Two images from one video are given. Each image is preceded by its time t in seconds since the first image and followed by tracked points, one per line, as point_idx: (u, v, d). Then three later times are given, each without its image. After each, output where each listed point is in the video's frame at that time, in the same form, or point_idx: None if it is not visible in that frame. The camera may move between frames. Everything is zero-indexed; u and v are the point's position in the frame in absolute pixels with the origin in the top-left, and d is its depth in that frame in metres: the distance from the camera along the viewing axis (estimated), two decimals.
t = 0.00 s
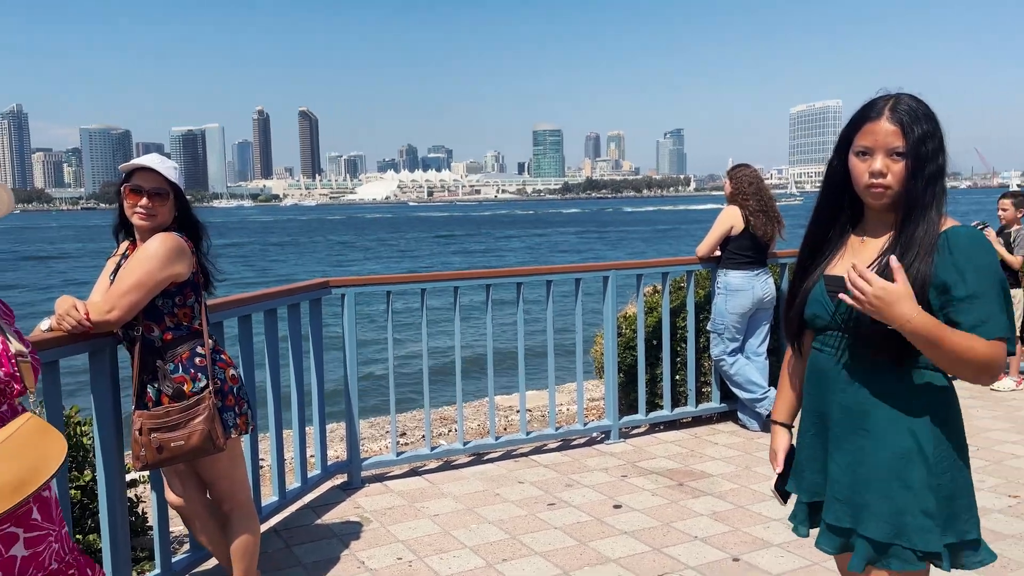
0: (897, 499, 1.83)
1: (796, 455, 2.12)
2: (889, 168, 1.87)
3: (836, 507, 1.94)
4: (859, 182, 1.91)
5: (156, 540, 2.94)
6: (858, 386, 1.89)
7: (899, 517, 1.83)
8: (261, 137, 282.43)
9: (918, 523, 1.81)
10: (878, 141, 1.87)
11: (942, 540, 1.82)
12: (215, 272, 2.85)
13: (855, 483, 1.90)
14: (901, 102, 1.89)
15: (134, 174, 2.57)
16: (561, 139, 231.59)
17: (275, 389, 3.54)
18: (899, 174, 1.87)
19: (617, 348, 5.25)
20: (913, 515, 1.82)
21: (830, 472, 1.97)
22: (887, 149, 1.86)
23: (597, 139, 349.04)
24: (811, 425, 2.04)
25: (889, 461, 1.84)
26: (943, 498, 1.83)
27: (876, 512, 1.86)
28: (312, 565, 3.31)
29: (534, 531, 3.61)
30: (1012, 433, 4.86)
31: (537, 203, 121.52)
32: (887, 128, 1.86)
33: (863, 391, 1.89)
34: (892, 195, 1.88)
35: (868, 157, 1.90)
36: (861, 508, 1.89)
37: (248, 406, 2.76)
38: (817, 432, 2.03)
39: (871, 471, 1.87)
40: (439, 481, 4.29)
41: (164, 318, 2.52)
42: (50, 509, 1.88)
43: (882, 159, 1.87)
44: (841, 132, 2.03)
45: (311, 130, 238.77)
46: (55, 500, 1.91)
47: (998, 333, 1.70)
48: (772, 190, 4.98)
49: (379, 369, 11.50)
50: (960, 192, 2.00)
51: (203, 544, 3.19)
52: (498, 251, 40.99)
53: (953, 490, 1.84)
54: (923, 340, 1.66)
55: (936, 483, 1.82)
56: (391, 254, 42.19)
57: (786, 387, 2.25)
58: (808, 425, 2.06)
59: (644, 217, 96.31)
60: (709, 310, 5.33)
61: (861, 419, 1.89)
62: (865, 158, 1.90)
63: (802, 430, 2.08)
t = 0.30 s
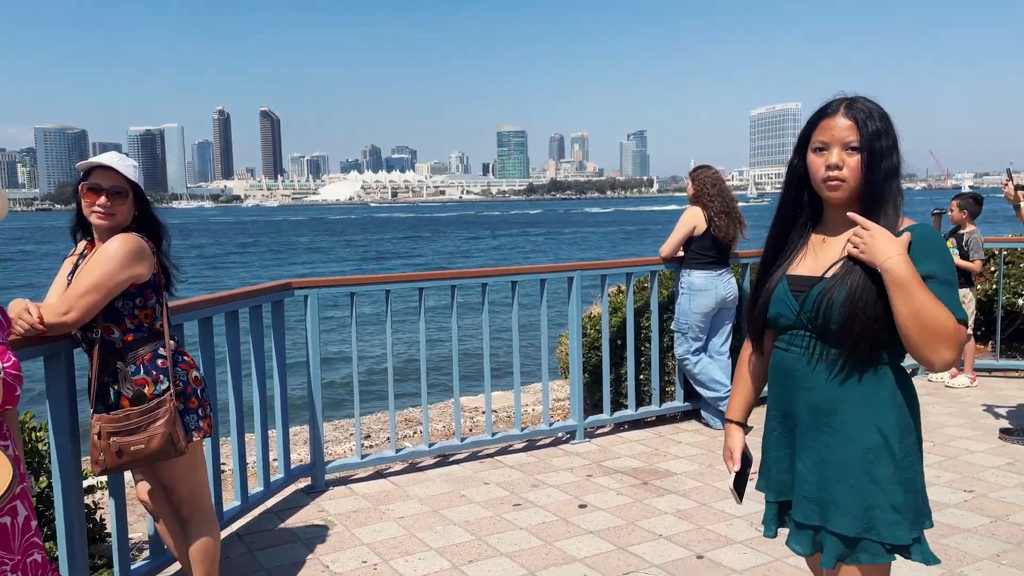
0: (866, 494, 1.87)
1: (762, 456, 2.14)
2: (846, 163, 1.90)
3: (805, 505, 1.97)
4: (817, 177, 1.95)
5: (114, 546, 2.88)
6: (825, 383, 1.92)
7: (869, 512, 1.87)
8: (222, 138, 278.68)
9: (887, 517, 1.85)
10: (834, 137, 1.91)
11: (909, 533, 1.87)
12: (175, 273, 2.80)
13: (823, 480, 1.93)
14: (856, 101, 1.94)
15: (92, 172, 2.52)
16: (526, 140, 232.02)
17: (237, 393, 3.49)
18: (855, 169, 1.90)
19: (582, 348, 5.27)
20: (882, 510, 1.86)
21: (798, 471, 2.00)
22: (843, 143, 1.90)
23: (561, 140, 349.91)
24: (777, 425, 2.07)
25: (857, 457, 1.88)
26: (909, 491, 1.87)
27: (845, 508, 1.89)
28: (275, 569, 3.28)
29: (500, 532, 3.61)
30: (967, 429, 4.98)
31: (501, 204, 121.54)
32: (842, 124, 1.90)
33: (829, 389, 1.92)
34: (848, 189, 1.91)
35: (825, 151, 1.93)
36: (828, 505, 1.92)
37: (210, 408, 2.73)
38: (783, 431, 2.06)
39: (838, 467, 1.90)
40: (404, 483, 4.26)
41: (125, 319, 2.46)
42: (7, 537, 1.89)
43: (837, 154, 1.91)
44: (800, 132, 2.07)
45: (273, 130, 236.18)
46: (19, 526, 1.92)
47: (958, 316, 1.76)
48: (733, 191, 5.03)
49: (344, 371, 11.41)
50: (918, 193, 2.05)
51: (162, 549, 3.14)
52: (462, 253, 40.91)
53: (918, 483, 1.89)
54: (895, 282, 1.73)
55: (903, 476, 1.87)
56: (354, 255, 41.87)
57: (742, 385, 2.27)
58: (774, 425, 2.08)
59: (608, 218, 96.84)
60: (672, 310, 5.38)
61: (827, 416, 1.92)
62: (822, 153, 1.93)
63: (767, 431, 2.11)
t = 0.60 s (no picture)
0: (823, 491, 1.91)
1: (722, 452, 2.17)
2: (804, 164, 1.93)
3: (762, 502, 2.00)
4: (776, 180, 1.97)
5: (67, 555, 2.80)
6: (780, 383, 1.95)
7: (825, 509, 1.91)
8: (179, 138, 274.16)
9: (842, 513, 1.89)
10: (791, 139, 1.94)
11: (864, 529, 1.91)
12: (134, 275, 2.75)
13: (780, 478, 1.96)
14: (809, 105, 1.98)
15: (49, 173, 2.46)
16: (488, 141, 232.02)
17: (194, 399, 3.43)
18: (813, 171, 1.94)
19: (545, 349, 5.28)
20: (837, 506, 1.90)
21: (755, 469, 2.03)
22: (801, 145, 1.93)
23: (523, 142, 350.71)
24: (736, 423, 2.09)
25: (812, 454, 1.91)
26: (864, 487, 1.92)
27: (801, 505, 1.92)
28: None
29: (463, 534, 3.60)
30: (920, 426, 5.09)
31: (463, 206, 121.38)
32: (798, 127, 1.94)
33: (784, 388, 1.95)
34: (807, 190, 1.94)
35: (783, 154, 1.96)
36: (785, 503, 1.95)
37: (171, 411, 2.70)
38: (742, 429, 2.08)
39: (794, 466, 1.93)
40: (366, 487, 4.23)
41: (91, 321, 2.41)
42: (11, 538, 1.74)
43: (796, 156, 1.94)
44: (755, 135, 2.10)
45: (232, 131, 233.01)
46: (31, 531, 1.77)
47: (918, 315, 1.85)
48: (693, 193, 5.09)
49: (306, 374, 11.30)
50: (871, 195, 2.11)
51: (119, 558, 3.08)
52: (424, 255, 40.76)
53: (873, 479, 1.93)
54: (867, 276, 1.78)
55: (857, 473, 1.91)
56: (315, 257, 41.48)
57: (710, 386, 2.27)
58: (731, 423, 2.11)
59: (570, 220, 97.29)
60: (634, 311, 5.42)
61: (782, 415, 1.95)
62: (781, 157, 1.96)
63: (727, 429, 2.13)
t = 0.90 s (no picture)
0: (789, 487, 1.94)
1: (680, 454, 2.17)
2: (789, 166, 1.98)
3: (727, 502, 2.01)
4: (761, 179, 1.97)
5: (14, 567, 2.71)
6: (743, 382, 1.98)
7: (791, 505, 1.94)
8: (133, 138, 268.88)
9: (807, 508, 1.94)
10: (778, 140, 1.97)
11: (827, 522, 1.96)
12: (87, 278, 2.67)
13: (746, 476, 1.98)
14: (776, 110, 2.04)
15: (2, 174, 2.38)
16: (448, 143, 231.54)
17: (149, 406, 3.36)
18: (794, 173, 1.99)
19: (507, 351, 5.28)
20: (803, 502, 1.94)
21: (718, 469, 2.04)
22: (787, 147, 1.98)
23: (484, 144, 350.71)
24: (698, 424, 2.10)
25: (777, 451, 1.95)
26: (826, 482, 1.96)
27: (768, 502, 1.95)
28: None
29: (425, 538, 3.58)
30: (874, 424, 5.19)
31: (424, 208, 120.91)
32: (783, 128, 1.98)
33: (748, 388, 1.97)
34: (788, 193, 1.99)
35: (767, 155, 1.98)
36: (751, 501, 1.97)
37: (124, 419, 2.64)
38: (705, 429, 2.09)
39: (758, 464, 1.96)
40: (326, 492, 4.18)
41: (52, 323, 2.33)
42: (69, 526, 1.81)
43: (783, 156, 1.97)
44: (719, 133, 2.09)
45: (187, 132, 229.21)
46: (82, 517, 1.85)
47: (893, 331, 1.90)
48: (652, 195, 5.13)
49: (264, 378, 11.16)
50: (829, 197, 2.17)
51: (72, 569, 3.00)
52: (384, 258, 40.51)
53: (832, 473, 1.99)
54: (876, 275, 1.81)
55: (819, 468, 1.96)
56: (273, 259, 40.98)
57: (657, 390, 2.29)
58: (692, 425, 2.12)
59: (531, 222, 97.48)
60: (594, 313, 5.44)
61: (746, 414, 1.98)
62: (768, 156, 1.97)
63: (687, 429, 2.14)
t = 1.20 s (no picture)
0: (766, 485, 2.01)
1: (646, 464, 2.12)
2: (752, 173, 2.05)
3: (707, 507, 2.00)
4: (730, 183, 2.03)
5: None
6: (721, 383, 2.01)
7: (768, 503, 2.01)
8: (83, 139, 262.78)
9: (782, 504, 2.01)
10: (743, 147, 2.04)
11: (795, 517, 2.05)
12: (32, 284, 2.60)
13: (727, 479, 2.00)
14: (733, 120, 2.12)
15: None
16: (407, 146, 230.56)
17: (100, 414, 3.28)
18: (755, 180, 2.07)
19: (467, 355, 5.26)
20: (778, 499, 2.02)
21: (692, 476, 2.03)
22: (750, 154, 2.05)
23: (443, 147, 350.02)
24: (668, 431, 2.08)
25: (753, 448, 2.02)
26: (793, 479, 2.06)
27: (748, 502, 1.99)
28: None
29: (384, 544, 3.55)
30: (827, 423, 5.29)
31: (383, 211, 120.26)
32: (747, 136, 2.06)
33: (726, 389, 2.01)
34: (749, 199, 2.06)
35: (733, 160, 2.03)
36: (732, 503, 1.99)
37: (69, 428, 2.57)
38: (677, 436, 2.06)
39: (738, 466, 2.00)
40: (283, 500, 4.13)
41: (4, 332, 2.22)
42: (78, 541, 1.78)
43: (747, 163, 2.04)
44: (677, 137, 2.10)
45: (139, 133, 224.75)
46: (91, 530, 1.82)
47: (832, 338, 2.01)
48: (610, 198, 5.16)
49: (220, 384, 10.99)
50: (781, 202, 2.28)
51: None
52: (343, 261, 40.18)
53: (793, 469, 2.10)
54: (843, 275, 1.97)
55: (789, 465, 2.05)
56: (229, 263, 40.38)
57: (596, 399, 2.16)
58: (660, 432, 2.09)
59: (491, 225, 97.55)
60: (554, 316, 5.46)
61: (724, 416, 2.01)
62: (736, 161, 2.03)
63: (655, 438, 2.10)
